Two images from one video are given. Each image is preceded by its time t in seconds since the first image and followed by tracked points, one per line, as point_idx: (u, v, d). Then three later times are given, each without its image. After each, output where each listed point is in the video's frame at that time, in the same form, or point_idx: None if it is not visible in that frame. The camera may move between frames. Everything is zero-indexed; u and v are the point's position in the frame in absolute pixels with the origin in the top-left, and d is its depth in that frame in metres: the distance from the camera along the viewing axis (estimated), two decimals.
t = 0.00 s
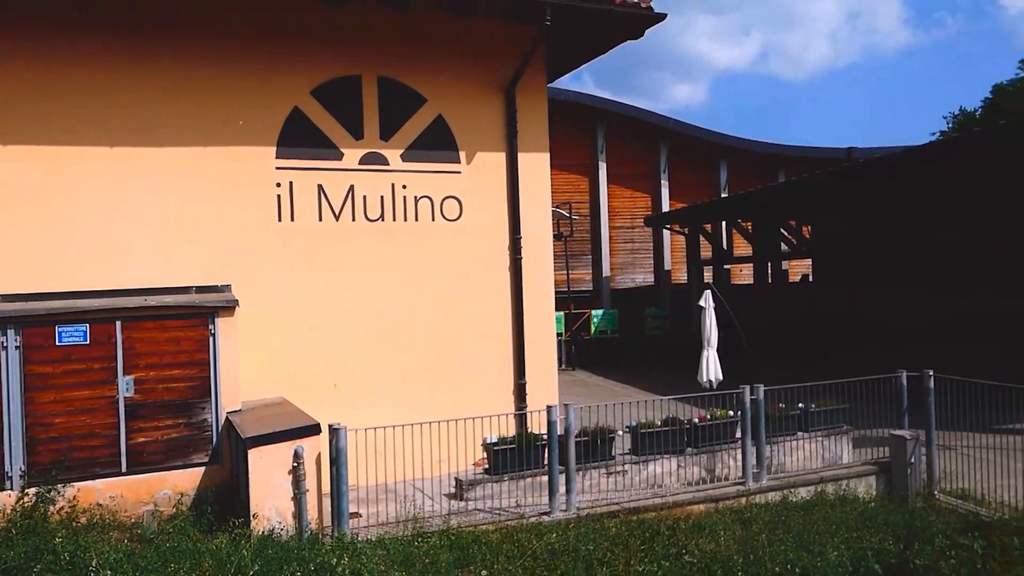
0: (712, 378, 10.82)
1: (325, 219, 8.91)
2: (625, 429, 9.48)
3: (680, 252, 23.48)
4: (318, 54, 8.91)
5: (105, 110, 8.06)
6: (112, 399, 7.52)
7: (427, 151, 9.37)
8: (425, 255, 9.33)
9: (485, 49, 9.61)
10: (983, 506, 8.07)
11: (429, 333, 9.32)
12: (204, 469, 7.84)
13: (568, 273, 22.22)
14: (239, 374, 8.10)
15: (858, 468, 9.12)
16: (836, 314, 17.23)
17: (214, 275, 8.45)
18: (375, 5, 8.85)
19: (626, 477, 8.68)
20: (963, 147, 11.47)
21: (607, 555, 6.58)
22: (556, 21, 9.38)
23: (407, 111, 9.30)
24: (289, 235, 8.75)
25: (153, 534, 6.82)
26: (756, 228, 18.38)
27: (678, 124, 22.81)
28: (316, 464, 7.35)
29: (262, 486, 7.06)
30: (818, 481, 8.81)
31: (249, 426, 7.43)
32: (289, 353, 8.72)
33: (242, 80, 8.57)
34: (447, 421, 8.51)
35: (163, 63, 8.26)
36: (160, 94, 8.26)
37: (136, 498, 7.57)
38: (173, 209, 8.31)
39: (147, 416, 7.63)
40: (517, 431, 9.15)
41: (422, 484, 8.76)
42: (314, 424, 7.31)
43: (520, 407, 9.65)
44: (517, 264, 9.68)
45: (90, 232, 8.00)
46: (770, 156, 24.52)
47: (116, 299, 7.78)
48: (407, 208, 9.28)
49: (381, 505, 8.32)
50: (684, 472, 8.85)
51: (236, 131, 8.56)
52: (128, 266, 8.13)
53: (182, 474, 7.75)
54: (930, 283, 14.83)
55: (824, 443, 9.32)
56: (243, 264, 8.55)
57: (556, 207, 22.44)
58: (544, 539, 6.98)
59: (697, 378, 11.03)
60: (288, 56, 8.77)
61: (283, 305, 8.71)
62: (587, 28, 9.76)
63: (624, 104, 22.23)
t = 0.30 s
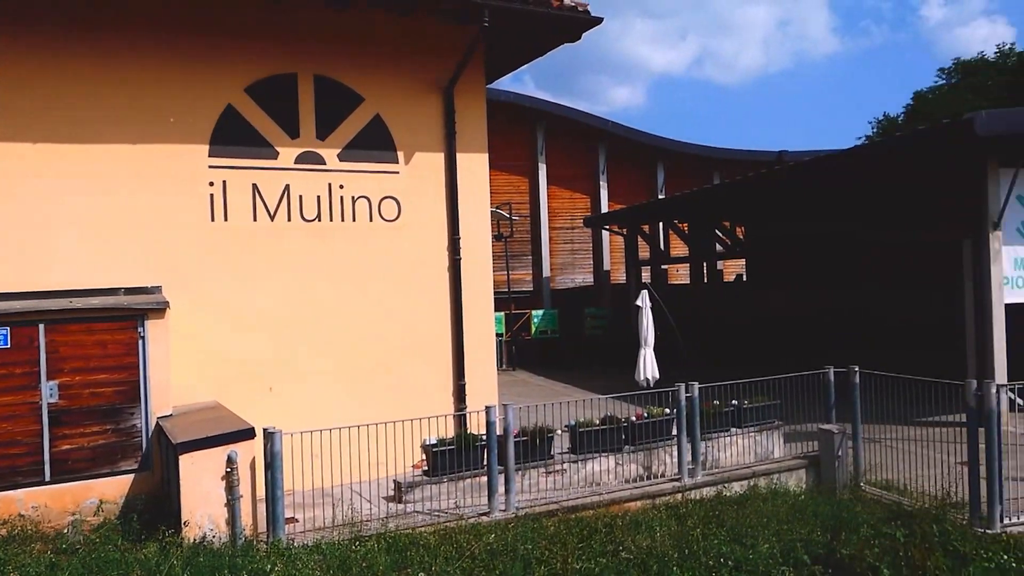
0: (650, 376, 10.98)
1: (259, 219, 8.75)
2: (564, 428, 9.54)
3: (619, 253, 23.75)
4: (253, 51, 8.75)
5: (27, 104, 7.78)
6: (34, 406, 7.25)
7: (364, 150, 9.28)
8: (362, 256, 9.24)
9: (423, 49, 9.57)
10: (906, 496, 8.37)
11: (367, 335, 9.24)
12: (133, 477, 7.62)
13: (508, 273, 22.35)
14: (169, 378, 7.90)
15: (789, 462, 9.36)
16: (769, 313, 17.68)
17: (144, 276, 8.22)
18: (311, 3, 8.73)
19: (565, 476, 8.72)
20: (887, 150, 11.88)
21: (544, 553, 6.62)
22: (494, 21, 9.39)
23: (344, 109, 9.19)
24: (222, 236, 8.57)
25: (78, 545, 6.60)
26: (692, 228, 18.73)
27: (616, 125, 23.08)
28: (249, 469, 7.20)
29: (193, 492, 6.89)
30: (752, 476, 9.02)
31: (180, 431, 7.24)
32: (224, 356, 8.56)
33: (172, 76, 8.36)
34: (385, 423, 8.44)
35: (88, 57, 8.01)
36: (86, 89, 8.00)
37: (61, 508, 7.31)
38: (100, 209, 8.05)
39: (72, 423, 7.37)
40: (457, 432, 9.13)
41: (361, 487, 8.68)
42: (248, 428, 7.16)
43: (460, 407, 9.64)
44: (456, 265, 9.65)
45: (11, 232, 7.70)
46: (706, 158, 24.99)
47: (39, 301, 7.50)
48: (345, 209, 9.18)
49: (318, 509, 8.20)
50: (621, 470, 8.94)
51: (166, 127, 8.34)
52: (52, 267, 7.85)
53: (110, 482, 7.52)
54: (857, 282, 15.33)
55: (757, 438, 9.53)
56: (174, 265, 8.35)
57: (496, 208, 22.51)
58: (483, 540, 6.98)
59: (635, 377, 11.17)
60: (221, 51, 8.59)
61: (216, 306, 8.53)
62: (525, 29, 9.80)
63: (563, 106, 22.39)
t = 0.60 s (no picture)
0: (585, 376, 11.12)
1: (190, 220, 8.57)
2: (501, 428, 9.59)
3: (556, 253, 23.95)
4: (182, 49, 8.56)
5: None
6: None
7: (298, 150, 9.16)
8: (296, 257, 9.13)
9: (358, 49, 9.51)
10: (830, 489, 8.67)
11: (301, 337, 9.13)
12: (57, 486, 7.37)
13: (446, 274, 22.38)
14: (95, 384, 7.68)
15: (720, 458, 9.59)
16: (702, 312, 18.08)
17: (68, 278, 7.98)
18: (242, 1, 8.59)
19: (502, 476, 8.76)
20: (811, 154, 12.30)
21: (480, 553, 6.66)
22: (429, 22, 9.38)
23: (277, 108, 9.06)
24: (150, 237, 8.37)
25: None
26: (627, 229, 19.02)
27: (553, 127, 23.27)
28: (180, 476, 7.04)
29: (120, 502, 6.71)
30: (684, 472, 9.22)
31: (107, 439, 7.04)
32: (152, 360, 8.36)
33: (98, 73, 8.13)
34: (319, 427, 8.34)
35: (7, 51, 7.72)
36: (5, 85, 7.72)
37: None
38: (21, 209, 7.79)
39: None
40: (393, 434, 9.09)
41: (296, 491, 8.57)
42: (178, 434, 7.00)
43: (396, 409, 9.60)
44: (392, 266, 9.61)
45: None
46: (641, 160, 25.40)
47: None
48: (278, 209, 9.05)
49: (251, 515, 8.07)
50: (557, 469, 9.02)
51: (91, 126, 8.11)
52: None
53: (32, 493, 7.26)
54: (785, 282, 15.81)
55: (689, 435, 9.74)
56: (100, 267, 8.12)
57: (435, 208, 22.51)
58: (419, 542, 6.98)
59: (571, 376, 11.29)
60: (149, 48, 8.38)
61: (145, 310, 8.33)
62: (460, 30, 9.81)
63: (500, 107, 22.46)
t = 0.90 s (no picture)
0: (526, 376, 11.18)
1: (121, 219, 8.36)
2: (441, 430, 9.57)
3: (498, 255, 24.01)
4: (113, 45, 8.35)
5: None
6: None
7: (234, 150, 9.00)
8: (232, 258, 8.97)
9: (296, 48, 9.39)
10: (763, 485, 8.89)
11: (237, 340, 8.98)
12: None
13: (388, 275, 22.32)
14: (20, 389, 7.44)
15: (658, 456, 9.76)
16: (641, 313, 18.36)
17: None
18: None
19: (443, 478, 8.75)
20: (746, 158, 12.62)
21: (419, 556, 6.64)
22: (368, 22, 9.31)
23: (212, 107, 8.89)
24: (79, 238, 8.14)
25: None
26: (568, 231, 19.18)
27: (495, 129, 23.34)
28: (109, 483, 6.82)
29: (47, 511, 6.48)
30: (623, 471, 9.34)
31: (32, 446, 6.79)
32: (79, 363, 8.13)
33: (23, 68, 7.90)
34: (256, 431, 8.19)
35: None
36: None
37: None
38: None
39: None
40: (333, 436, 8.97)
41: (231, 497, 8.40)
42: (108, 440, 6.79)
43: (336, 412, 9.50)
44: (330, 267, 9.51)
45: None
46: (582, 162, 25.61)
47: None
48: (213, 209, 8.88)
49: (184, 522, 7.89)
50: (498, 470, 9.04)
51: (16, 122, 7.87)
52: None
53: None
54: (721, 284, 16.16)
55: (627, 434, 9.88)
56: (26, 269, 7.88)
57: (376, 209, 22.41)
58: (357, 546, 6.93)
59: (511, 377, 11.35)
60: (77, 43, 8.16)
61: (73, 312, 8.11)
62: (400, 31, 9.76)
63: (442, 108, 22.43)
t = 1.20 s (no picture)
0: (477, 379, 11.14)
1: (60, 219, 8.12)
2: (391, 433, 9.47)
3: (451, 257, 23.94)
4: (53, 39, 8.12)
5: None
6: None
7: (179, 148, 8.80)
8: (177, 259, 8.77)
9: (245, 46, 9.23)
10: (712, 486, 9.01)
11: (182, 342, 8.78)
12: None
13: (340, 278, 22.09)
14: None
15: (609, 458, 9.81)
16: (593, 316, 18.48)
17: None
18: None
19: (393, 482, 8.66)
20: (694, 164, 12.80)
21: (368, 561, 6.57)
22: (318, 21, 9.20)
23: (156, 105, 8.69)
24: (15, 237, 7.90)
25: None
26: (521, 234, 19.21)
27: (448, 131, 23.29)
28: (47, 490, 6.63)
29: None
30: (574, 473, 9.37)
31: None
32: (15, 366, 7.88)
33: None
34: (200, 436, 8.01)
35: None
36: None
37: None
38: None
39: None
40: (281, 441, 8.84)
41: (174, 503, 8.20)
42: (45, 446, 6.60)
43: (283, 416, 9.34)
44: (279, 269, 9.37)
45: None
46: (536, 165, 25.68)
47: None
48: (157, 209, 8.67)
49: (125, 530, 7.66)
50: (449, 473, 8.99)
51: None
52: None
53: None
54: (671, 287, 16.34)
55: (579, 436, 9.91)
56: None
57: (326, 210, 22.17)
58: (304, 551, 6.82)
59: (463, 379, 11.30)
60: (14, 36, 7.91)
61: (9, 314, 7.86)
62: (351, 31, 9.66)
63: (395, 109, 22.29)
